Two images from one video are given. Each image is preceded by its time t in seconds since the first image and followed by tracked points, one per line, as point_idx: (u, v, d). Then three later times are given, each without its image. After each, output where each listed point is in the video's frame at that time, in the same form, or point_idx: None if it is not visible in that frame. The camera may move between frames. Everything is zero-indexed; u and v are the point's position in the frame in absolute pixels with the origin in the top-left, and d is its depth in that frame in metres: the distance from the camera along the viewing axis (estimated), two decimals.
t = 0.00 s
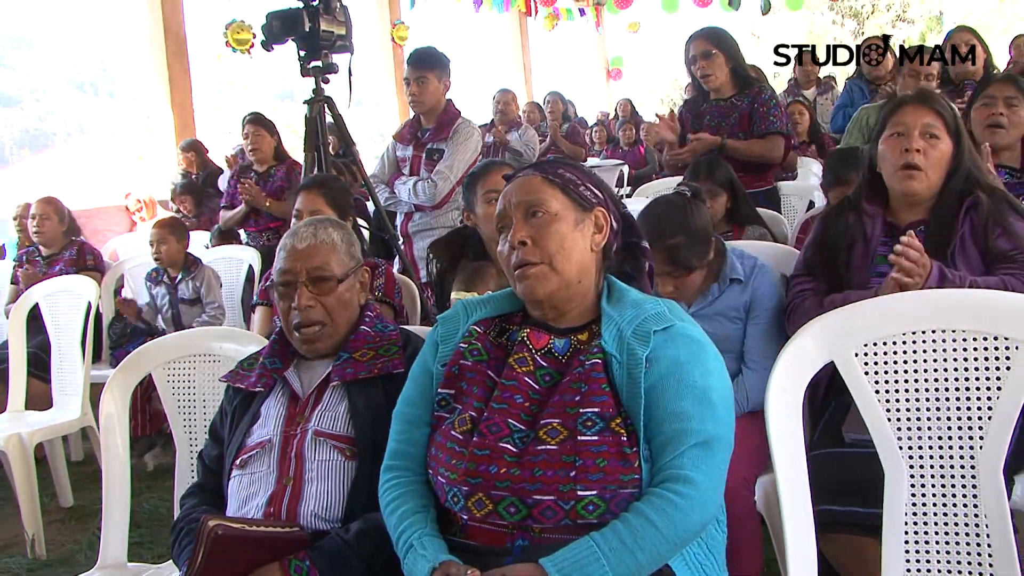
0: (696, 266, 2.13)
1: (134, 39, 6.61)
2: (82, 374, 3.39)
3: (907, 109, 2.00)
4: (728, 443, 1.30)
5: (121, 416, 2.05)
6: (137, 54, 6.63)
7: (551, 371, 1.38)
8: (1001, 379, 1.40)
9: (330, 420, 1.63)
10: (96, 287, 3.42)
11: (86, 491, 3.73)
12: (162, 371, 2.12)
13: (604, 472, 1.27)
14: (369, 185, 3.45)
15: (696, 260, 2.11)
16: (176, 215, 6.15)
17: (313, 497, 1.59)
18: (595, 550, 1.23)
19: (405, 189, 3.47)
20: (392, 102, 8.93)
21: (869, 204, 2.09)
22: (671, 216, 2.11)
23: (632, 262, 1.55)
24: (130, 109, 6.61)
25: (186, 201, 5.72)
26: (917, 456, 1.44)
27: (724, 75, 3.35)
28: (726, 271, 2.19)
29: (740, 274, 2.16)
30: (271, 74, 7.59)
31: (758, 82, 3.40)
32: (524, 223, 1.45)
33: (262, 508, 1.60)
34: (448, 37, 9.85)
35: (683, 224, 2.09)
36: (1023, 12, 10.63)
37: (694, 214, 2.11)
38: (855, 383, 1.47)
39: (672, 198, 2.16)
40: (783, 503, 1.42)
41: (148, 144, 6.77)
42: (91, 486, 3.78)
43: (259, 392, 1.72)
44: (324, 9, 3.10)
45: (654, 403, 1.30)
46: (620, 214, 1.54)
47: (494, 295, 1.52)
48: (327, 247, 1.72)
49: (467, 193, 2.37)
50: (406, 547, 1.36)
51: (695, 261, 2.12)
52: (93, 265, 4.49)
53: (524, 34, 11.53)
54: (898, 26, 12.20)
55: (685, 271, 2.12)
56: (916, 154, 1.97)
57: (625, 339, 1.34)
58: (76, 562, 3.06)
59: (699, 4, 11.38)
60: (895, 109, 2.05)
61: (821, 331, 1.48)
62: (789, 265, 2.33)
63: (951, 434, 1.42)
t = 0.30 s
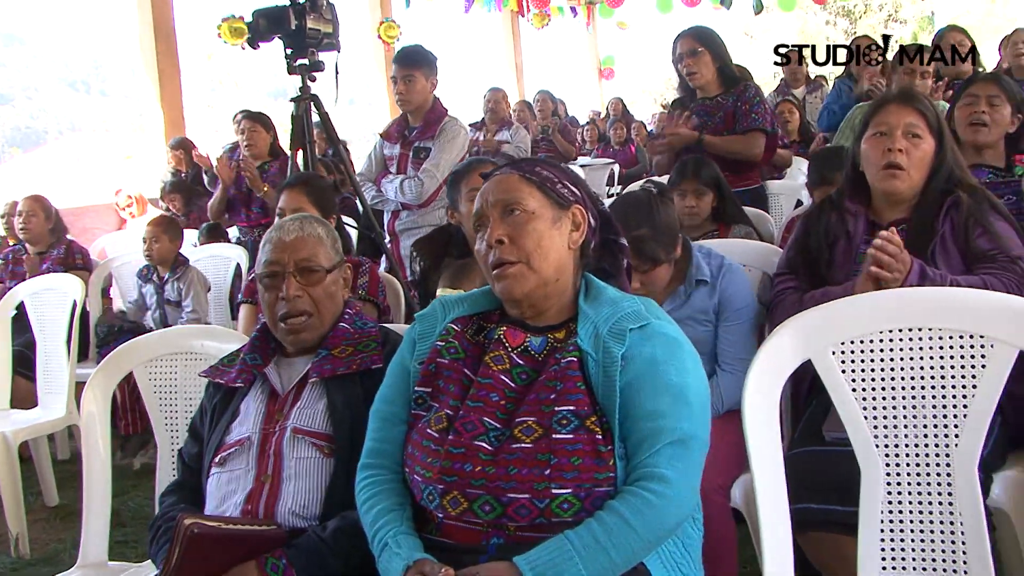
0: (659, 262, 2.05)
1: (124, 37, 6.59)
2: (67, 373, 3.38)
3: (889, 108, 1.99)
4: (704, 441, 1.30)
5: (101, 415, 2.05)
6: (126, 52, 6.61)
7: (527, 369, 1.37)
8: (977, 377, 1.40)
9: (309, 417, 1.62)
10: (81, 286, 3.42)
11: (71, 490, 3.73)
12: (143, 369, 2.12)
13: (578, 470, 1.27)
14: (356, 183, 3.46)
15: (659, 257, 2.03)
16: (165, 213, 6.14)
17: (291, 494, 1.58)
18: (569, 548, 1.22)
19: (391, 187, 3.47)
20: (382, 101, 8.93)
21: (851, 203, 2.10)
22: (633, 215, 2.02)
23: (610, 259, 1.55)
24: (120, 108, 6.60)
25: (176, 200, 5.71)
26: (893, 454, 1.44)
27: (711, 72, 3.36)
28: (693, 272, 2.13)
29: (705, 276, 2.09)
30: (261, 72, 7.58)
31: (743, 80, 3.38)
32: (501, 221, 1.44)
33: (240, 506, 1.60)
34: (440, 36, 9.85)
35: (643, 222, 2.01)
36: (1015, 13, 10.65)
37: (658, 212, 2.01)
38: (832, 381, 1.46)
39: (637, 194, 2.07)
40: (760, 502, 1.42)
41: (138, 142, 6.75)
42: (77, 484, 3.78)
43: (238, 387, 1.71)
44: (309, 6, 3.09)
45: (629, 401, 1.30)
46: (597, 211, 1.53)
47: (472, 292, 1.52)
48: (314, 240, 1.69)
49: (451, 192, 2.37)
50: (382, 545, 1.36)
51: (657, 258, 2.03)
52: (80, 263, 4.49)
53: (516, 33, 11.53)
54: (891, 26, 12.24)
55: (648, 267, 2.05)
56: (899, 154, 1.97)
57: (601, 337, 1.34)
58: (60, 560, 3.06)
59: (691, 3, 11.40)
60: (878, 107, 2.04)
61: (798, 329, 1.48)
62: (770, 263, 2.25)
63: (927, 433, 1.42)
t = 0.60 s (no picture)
0: (626, 266, 1.89)
1: (107, 35, 6.55)
2: (46, 375, 3.36)
3: (865, 103, 1.97)
4: (669, 443, 1.28)
5: (73, 420, 2.02)
6: (110, 50, 6.57)
7: (492, 372, 1.36)
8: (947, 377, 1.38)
9: (276, 421, 1.60)
10: (60, 287, 3.38)
11: (53, 493, 3.70)
12: (115, 372, 2.10)
13: (542, 475, 1.25)
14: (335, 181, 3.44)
15: (627, 263, 1.88)
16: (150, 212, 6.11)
17: (258, 500, 1.57)
18: (532, 553, 1.21)
19: (371, 185, 3.46)
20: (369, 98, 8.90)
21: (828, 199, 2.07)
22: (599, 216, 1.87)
23: (577, 259, 1.53)
24: (105, 107, 6.56)
25: (160, 200, 5.68)
26: (864, 454, 1.42)
27: (693, 64, 3.31)
28: (664, 276, 2.03)
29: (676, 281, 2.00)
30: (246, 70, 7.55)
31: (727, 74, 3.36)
32: (466, 222, 1.43)
33: (207, 512, 1.58)
34: (427, 32, 9.82)
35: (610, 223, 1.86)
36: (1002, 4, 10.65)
37: (627, 213, 1.87)
38: (801, 381, 1.44)
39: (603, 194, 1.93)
40: (730, 503, 1.40)
41: (123, 141, 6.72)
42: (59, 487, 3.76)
43: (205, 394, 1.69)
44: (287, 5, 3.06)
45: (593, 404, 1.28)
46: (564, 210, 1.51)
47: (438, 294, 1.51)
48: (280, 243, 1.67)
49: (425, 190, 2.35)
50: (345, 551, 1.35)
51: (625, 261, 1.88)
52: (61, 264, 4.46)
53: (503, 29, 11.49)
54: (880, 19, 12.24)
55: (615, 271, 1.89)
56: (874, 149, 1.95)
57: (566, 339, 1.32)
58: (39, 564, 3.03)
59: None
60: (853, 101, 2.02)
61: (767, 328, 1.46)
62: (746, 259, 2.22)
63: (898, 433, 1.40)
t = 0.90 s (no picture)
0: (586, 283, 1.83)
1: (93, 29, 6.49)
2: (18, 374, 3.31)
3: (838, 111, 1.93)
4: (625, 461, 1.25)
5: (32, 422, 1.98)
6: (95, 45, 6.51)
7: (446, 386, 1.32)
8: (913, 395, 1.34)
9: (231, 430, 1.57)
10: (33, 285, 3.33)
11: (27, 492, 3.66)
12: (76, 375, 2.06)
13: (493, 493, 1.22)
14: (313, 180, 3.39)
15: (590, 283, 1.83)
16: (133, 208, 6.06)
17: (210, 510, 1.54)
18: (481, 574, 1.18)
19: (349, 184, 3.42)
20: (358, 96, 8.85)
21: (801, 208, 2.05)
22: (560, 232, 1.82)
23: (538, 266, 1.50)
24: (90, 101, 6.50)
25: (143, 196, 5.63)
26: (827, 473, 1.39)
27: (676, 67, 3.26)
28: (631, 289, 1.98)
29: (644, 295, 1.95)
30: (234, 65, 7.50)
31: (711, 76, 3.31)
32: (423, 232, 1.39)
33: (158, 522, 1.54)
34: (417, 29, 9.77)
35: (568, 240, 1.80)
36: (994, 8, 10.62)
37: (584, 229, 1.80)
38: (765, 398, 1.40)
39: (562, 211, 1.87)
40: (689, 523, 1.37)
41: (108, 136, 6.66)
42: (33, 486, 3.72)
43: (162, 400, 1.64)
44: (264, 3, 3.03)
45: (547, 420, 1.25)
46: (524, 218, 1.48)
47: (395, 304, 1.47)
48: (240, 248, 1.64)
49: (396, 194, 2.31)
50: (294, 567, 1.32)
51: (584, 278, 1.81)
52: (40, 261, 4.42)
53: (494, 26, 11.43)
54: (873, 21, 12.21)
55: (574, 290, 1.82)
56: (849, 158, 1.91)
57: (521, 353, 1.28)
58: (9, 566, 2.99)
59: None
60: (827, 109, 1.98)
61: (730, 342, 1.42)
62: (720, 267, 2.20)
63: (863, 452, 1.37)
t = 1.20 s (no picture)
0: (556, 297, 1.83)
1: (76, 31, 6.44)
2: None
3: (814, 116, 1.91)
4: (587, 477, 1.22)
5: None
6: (78, 47, 6.46)
7: (406, 400, 1.29)
8: (884, 409, 1.30)
9: (190, 443, 1.53)
10: (7, 290, 3.30)
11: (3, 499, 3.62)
12: (42, 384, 2.02)
13: (451, 511, 1.19)
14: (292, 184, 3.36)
15: (557, 296, 1.82)
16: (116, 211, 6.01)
17: (169, 526, 1.50)
18: None
19: (328, 188, 3.39)
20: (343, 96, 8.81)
21: (777, 214, 2.01)
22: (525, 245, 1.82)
23: (506, 277, 1.46)
24: (74, 103, 6.45)
25: (126, 199, 5.58)
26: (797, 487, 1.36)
27: (658, 68, 3.22)
28: (602, 300, 1.96)
29: (616, 307, 1.93)
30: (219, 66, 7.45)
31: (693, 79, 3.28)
32: (385, 240, 1.35)
33: (116, 539, 1.51)
34: (405, 30, 9.74)
35: (536, 254, 1.81)
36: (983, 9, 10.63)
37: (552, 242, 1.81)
38: (733, 412, 1.35)
39: (528, 224, 1.88)
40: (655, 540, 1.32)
41: (93, 138, 6.61)
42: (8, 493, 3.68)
43: (122, 414, 1.61)
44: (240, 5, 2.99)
45: (508, 436, 1.22)
46: (490, 228, 1.44)
47: (356, 315, 1.44)
48: (200, 257, 1.60)
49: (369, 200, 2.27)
50: None
51: (554, 291, 1.81)
52: (19, 264, 4.41)
53: (483, 27, 11.39)
54: (863, 22, 12.21)
55: (543, 303, 1.82)
56: (825, 163, 1.88)
57: (481, 366, 1.25)
58: None
59: None
60: (805, 113, 1.96)
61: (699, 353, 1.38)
62: (697, 274, 2.16)
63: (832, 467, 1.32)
